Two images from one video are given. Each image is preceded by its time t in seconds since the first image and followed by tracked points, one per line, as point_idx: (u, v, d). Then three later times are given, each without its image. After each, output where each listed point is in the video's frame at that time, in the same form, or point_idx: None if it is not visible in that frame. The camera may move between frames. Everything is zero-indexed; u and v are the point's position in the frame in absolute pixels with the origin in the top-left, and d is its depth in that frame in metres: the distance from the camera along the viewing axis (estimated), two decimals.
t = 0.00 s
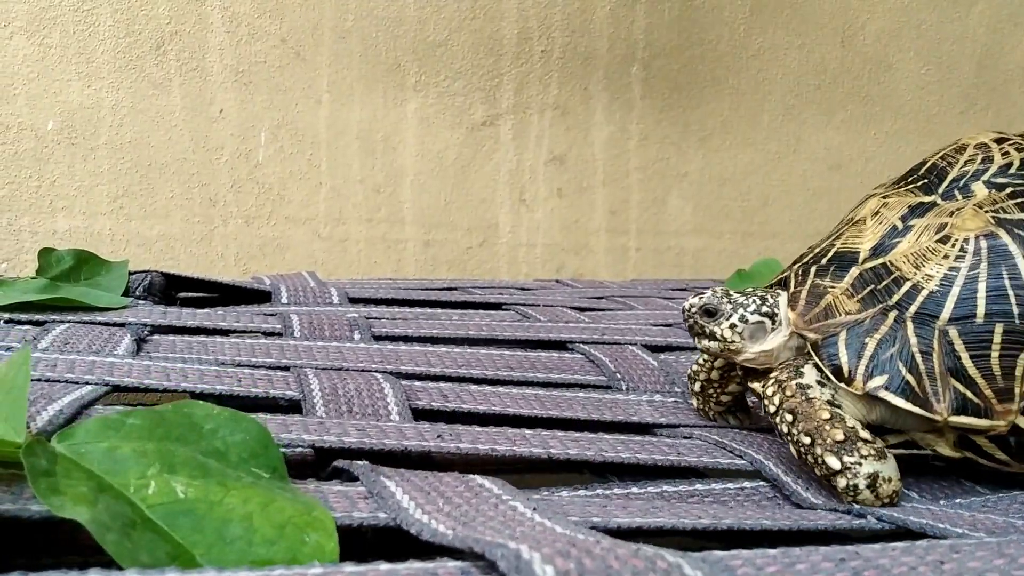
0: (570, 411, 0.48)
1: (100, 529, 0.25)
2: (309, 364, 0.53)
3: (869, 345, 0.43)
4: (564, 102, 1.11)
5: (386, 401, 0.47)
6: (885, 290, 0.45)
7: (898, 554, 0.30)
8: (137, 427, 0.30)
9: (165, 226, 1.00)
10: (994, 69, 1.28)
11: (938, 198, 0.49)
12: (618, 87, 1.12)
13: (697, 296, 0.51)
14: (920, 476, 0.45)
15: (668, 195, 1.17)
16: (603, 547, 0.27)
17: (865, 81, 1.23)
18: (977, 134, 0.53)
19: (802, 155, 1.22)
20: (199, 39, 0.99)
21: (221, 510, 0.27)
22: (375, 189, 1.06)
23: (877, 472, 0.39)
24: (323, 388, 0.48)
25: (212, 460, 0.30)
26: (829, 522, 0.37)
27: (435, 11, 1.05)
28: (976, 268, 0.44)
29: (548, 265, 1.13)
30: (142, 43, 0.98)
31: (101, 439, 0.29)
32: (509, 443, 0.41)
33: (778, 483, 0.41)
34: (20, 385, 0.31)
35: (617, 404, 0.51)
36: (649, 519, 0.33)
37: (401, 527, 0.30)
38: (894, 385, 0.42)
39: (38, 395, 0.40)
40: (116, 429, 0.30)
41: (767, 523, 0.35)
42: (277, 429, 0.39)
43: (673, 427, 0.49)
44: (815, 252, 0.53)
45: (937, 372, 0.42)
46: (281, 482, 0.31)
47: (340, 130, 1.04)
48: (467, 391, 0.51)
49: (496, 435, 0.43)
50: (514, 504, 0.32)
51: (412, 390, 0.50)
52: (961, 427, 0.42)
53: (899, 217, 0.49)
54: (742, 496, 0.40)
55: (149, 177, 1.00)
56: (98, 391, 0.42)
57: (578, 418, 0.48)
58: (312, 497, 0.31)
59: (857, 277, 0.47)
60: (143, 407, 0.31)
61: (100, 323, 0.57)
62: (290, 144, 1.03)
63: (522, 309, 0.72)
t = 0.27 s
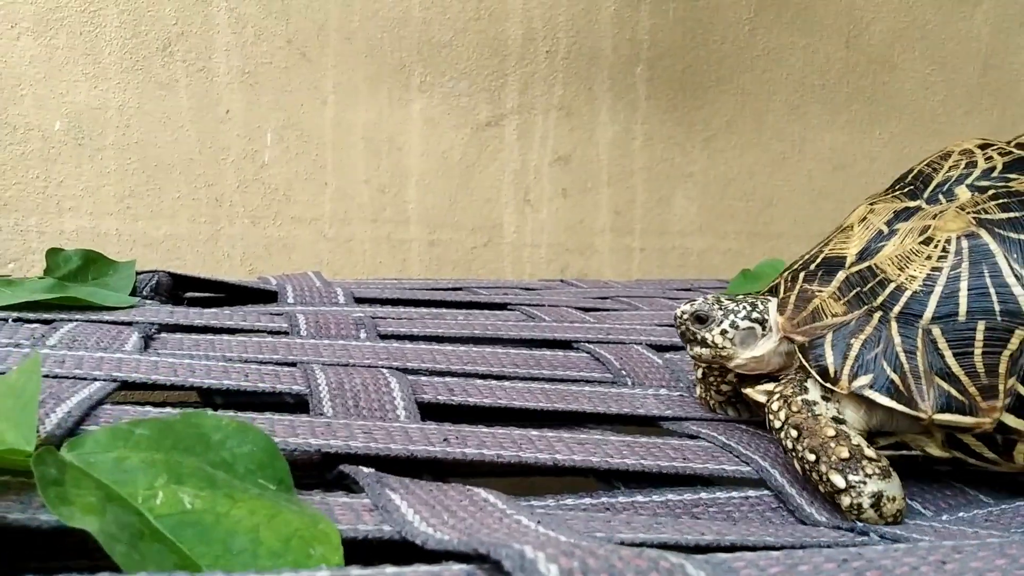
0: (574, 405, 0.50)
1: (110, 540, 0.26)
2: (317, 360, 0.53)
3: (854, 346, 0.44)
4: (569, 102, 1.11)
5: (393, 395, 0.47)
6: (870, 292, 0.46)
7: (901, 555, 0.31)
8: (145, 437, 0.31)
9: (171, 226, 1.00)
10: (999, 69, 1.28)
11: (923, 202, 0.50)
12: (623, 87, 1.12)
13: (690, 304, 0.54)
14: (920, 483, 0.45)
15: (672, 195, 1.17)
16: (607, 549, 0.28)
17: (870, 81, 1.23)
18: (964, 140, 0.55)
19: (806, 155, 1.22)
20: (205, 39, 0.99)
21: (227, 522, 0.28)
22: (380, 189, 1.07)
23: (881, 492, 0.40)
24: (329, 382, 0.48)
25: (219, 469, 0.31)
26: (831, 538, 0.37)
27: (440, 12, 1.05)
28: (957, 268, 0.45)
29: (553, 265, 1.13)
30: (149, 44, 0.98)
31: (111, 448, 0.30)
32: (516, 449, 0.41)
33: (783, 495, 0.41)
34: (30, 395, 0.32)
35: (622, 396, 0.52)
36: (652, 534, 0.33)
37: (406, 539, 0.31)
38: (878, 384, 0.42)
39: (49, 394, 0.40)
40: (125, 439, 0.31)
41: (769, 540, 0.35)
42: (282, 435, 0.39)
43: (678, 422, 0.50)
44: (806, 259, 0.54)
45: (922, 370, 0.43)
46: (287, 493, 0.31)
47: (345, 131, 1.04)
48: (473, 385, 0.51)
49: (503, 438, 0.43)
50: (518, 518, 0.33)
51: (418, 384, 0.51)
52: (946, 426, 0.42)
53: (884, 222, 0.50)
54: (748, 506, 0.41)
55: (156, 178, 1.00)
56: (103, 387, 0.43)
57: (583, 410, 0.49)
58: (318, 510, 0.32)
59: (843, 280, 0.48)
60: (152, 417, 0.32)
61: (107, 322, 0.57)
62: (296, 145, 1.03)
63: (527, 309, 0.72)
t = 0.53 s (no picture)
0: (582, 395, 0.50)
1: (116, 550, 0.27)
2: (324, 354, 0.53)
3: (842, 339, 0.45)
4: (575, 102, 1.11)
5: (399, 387, 0.48)
6: (858, 289, 0.47)
7: (905, 559, 0.31)
8: (152, 445, 0.31)
9: (178, 227, 1.00)
10: (1005, 69, 1.28)
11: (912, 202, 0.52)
12: (629, 87, 1.12)
13: (689, 310, 0.55)
14: (925, 490, 0.45)
15: (678, 195, 1.16)
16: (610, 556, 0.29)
17: (877, 81, 1.23)
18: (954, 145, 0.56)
19: (813, 155, 1.22)
20: (212, 40, 0.99)
21: (232, 532, 0.28)
22: (386, 189, 1.07)
23: (882, 503, 0.40)
24: (335, 374, 0.49)
25: (225, 479, 0.30)
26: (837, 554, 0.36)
27: (447, 11, 1.06)
28: (942, 261, 0.46)
29: (559, 265, 1.13)
30: (155, 44, 0.98)
31: (117, 457, 0.30)
32: (521, 451, 0.41)
33: (789, 507, 0.41)
34: (38, 401, 0.32)
35: (631, 384, 0.53)
36: (656, 547, 0.33)
37: (411, 550, 0.31)
38: (865, 376, 0.43)
39: (57, 392, 0.41)
40: (131, 447, 0.30)
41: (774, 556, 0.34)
42: (289, 436, 0.39)
43: (687, 411, 0.51)
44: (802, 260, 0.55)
45: (908, 363, 0.43)
46: (292, 503, 0.31)
47: (351, 131, 1.05)
48: (479, 375, 0.52)
49: (509, 438, 0.43)
50: (523, 528, 0.33)
51: (425, 374, 0.51)
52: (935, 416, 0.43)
53: (874, 222, 0.52)
54: (754, 516, 0.40)
55: (162, 178, 1.00)
56: (108, 383, 0.43)
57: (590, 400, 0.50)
58: (322, 519, 0.32)
59: (834, 279, 0.49)
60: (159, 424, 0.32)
61: (115, 320, 0.57)
62: (302, 145, 1.03)
63: (533, 309, 0.72)
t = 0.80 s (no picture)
0: (588, 389, 0.51)
1: (121, 551, 0.26)
2: (328, 352, 0.54)
3: (827, 333, 0.46)
4: (578, 102, 1.11)
5: (403, 383, 0.48)
6: (847, 284, 0.48)
7: (909, 560, 0.31)
8: (158, 447, 0.31)
9: (182, 227, 1.00)
10: (1009, 69, 1.28)
11: (908, 199, 0.52)
12: (632, 87, 1.12)
13: (679, 304, 0.55)
14: (928, 493, 0.45)
15: (682, 195, 1.17)
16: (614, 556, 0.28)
17: (881, 81, 1.24)
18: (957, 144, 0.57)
19: (816, 155, 1.22)
20: (217, 41, 0.99)
21: (237, 534, 0.28)
22: (390, 190, 1.07)
23: (883, 507, 0.40)
24: (340, 370, 0.49)
25: (230, 481, 0.31)
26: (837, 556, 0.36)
27: (451, 12, 1.06)
28: (929, 258, 0.46)
29: (563, 265, 1.13)
30: (160, 45, 0.98)
31: (124, 458, 0.30)
32: (525, 452, 0.42)
33: (792, 510, 0.41)
34: (45, 403, 0.32)
35: (635, 379, 0.54)
36: (660, 550, 0.33)
37: (415, 552, 0.32)
38: (847, 369, 0.44)
39: (63, 391, 0.41)
40: (138, 449, 0.31)
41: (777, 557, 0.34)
42: (293, 436, 0.39)
43: (691, 406, 0.51)
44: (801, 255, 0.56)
45: (891, 358, 0.43)
46: (297, 506, 0.32)
47: (355, 132, 1.05)
48: (483, 371, 0.53)
49: (513, 438, 0.43)
50: (526, 530, 0.32)
51: (429, 371, 0.51)
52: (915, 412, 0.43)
53: (869, 218, 0.52)
54: (757, 519, 0.40)
55: (167, 179, 1.00)
56: (113, 382, 0.43)
57: (597, 394, 0.51)
58: (327, 522, 0.32)
59: (825, 275, 0.50)
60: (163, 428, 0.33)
61: (120, 320, 0.57)
62: (306, 146, 1.03)
63: (537, 310, 0.72)
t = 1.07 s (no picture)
0: (595, 388, 0.51)
1: (132, 549, 0.26)
2: (336, 351, 0.54)
3: (816, 333, 0.46)
4: (585, 103, 1.11)
5: (411, 382, 0.48)
6: (837, 284, 0.48)
7: (914, 558, 0.31)
8: (168, 446, 0.31)
9: (190, 228, 1.01)
10: (1016, 68, 1.28)
11: (900, 201, 0.52)
12: (639, 88, 1.12)
13: (668, 300, 0.58)
14: (933, 493, 0.45)
15: (689, 195, 1.17)
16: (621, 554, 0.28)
17: (887, 81, 1.24)
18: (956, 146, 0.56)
19: (824, 156, 1.22)
20: (224, 42, 1.00)
21: (246, 532, 0.28)
22: (397, 190, 1.07)
23: (883, 503, 0.39)
24: (348, 369, 0.49)
25: (239, 480, 0.31)
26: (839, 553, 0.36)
27: (458, 13, 1.06)
28: (913, 259, 0.46)
29: (569, 265, 1.13)
30: (168, 46, 0.99)
31: (134, 457, 0.30)
32: (532, 452, 0.42)
33: (798, 512, 0.41)
34: (57, 402, 0.33)
35: (642, 378, 0.54)
36: (665, 549, 0.33)
37: (422, 550, 0.32)
38: (834, 369, 0.44)
39: (72, 391, 0.41)
40: (148, 448, 0.31)
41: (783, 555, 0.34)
42: (301, 436, 0.39)
43: (697, 404, 0.51)
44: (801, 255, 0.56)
45: (876, 357, 0.44)
46: (305, 504, 0.32)
47: (362, 133, 1.05)
48: (491, 370, 0.53)
49: (519, 438, 0.43)
50: (532, 529, 0.32)
51: (436, 370, 0.52)
52: (902, 411, 0.43)
53: (862, 221, 0.52)
54: (763, 519, 0.40)
55: (174, 179, 1.00)
56: (123, 381, 0.43)
57: (604, 393, 0.51)
58: (334, 520, 0.32)
59: (818, 275, 0.50)
60: (172, 427, 0.33)
61: (129, 320, 0.57)
62: (313, 146, 1.03)
63: (543, 310, 0.73)
